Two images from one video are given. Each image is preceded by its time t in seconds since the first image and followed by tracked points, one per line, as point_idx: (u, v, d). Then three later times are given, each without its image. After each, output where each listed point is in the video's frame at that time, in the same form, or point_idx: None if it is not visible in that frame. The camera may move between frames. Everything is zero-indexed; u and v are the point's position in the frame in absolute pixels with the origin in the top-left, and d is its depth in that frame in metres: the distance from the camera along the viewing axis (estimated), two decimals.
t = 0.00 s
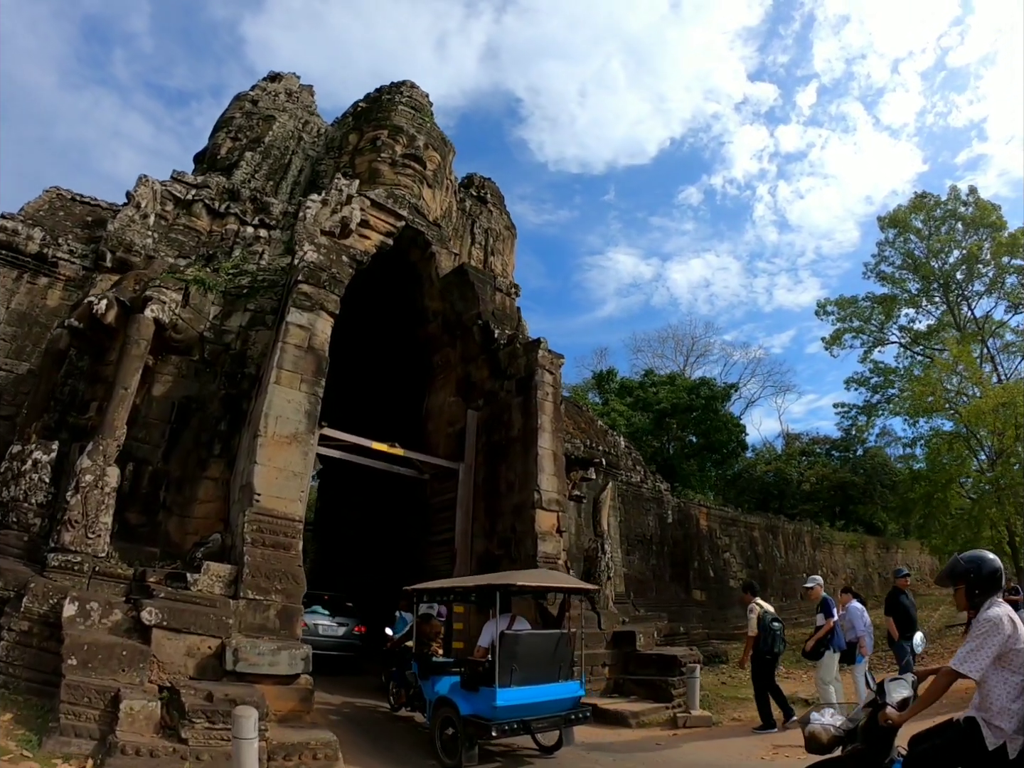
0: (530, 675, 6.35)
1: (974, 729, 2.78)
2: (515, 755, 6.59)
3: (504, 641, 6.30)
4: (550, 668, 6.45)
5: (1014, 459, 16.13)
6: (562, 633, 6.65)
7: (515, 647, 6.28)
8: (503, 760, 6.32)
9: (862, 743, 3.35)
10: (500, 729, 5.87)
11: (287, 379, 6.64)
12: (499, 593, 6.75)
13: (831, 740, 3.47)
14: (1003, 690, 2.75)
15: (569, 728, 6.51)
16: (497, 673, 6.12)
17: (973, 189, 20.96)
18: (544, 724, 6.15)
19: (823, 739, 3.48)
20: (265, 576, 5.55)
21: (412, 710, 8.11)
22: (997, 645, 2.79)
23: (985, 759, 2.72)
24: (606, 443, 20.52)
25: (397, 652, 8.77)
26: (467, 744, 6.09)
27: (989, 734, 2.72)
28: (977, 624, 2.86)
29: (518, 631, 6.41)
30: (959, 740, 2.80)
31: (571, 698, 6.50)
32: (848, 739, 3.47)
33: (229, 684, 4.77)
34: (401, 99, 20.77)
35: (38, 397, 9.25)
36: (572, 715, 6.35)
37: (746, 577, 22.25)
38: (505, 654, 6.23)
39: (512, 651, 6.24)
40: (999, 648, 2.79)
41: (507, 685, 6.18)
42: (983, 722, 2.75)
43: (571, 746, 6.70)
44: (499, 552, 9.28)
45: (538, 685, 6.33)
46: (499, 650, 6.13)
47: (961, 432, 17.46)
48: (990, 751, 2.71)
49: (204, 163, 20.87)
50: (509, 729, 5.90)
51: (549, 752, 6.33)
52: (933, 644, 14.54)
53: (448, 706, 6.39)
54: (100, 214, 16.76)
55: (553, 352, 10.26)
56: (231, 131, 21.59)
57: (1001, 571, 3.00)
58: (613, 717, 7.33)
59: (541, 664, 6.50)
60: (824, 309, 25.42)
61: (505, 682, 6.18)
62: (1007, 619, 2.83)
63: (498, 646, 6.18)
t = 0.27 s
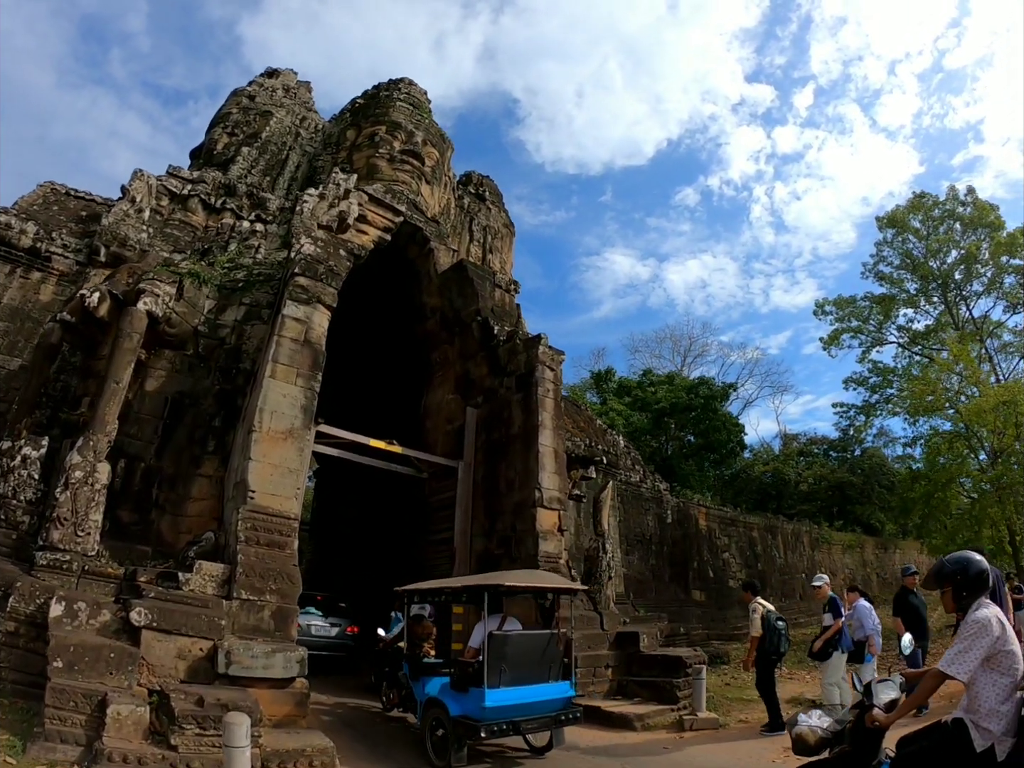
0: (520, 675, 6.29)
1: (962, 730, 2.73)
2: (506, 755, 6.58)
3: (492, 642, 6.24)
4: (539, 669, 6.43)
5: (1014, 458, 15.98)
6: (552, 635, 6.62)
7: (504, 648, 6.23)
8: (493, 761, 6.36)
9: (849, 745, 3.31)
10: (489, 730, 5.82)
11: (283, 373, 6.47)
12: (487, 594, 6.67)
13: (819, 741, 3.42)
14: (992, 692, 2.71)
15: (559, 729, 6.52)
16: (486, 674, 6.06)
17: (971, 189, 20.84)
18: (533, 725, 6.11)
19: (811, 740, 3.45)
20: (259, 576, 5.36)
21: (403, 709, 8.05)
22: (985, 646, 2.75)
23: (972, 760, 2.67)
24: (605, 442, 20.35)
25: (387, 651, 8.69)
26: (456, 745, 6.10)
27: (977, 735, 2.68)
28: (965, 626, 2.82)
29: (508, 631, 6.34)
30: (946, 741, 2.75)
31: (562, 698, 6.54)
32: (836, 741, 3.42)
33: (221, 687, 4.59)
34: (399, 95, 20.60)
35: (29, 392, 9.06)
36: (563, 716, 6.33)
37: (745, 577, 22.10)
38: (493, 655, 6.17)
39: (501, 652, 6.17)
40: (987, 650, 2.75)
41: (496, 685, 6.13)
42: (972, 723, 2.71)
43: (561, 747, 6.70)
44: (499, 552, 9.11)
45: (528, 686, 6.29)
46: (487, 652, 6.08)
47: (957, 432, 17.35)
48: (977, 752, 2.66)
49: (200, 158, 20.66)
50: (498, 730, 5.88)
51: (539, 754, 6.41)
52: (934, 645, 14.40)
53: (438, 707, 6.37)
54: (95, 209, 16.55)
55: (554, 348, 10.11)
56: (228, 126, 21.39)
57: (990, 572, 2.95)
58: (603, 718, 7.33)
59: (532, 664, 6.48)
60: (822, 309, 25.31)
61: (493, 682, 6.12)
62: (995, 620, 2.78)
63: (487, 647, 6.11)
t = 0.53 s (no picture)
0: (514, 676, 6.23)
1: (954, 735, 2.69)
2: (503, 761, 6.39)
3: (487, 643, 6.19)
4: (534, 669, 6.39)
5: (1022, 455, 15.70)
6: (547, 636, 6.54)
7: (498, 649, 6.17)
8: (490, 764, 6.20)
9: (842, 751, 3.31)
10: (484, 731, 5.73)
11: (282, 368, 6.27)
12: (481, 595, 6.43)
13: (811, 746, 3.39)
14: (984, 697, 2.67)
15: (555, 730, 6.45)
16: (479, 675, 6.00)
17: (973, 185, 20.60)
18: (529, 726, 6.03)
19: (803, 744, 3.43)
20: (258, 577, 5.17)
21: (401, 712, 7.92)
22: (978, 650, 2.69)
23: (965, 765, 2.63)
24: (608, 440, 20.13)
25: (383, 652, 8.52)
26: (450, 746, 5.99)
27: (969, 740, 2.63)
28: (958, 629, 2.76)
29: (503, 632, 6.27)
30: (937, 746, 2.71)
31: (557, 699, 6.47)
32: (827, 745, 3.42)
33: (218, 693, 4.39)
34: (400, 90, 20.40)
35: (22, 390, 8.86)
36: (559, 717, 6.25)
37: (750, 576, 21.88)
38: (488, 655, 6.08)
39: (496, 653, 6.10)
40: (980, 654, 2.69)
41: (491, 686, 6.05)
42: (963, 727, 2.67)
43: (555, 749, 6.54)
44: (504, 551, 8.90)
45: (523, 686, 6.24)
46: (481, 652, 6.01)
47: (960, 428, 17.12)
48: (969, 757, 2.62)
49: (199, 155, 20.46)
50: (492, 731, 5.79)
51: (534, 755, 6.27)
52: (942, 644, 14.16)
53: (432, 707, 6.26)
54: (92, 205, 16.35)
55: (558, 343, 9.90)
56: (227, 122, 21.21)
57: (983, 574, 2.90)
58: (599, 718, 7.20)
59: (527, 664, 6.42)
60: (825, 306, 25.06)
61: (488, 683, 6.04)
62: (988, 623, 2.73)
63: (482, 647, 6.03)
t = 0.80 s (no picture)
0: (510, 675, 6.05)
1: (944, 737, 2.68)
2: (493, 755, 6.34)
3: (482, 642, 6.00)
4: (531, 669, 6.17)
5: None
6: (543, 636, 6.33)
7: (494, 648, 5.99)
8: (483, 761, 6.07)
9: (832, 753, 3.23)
10: (479, 730, 5.56)
11: (283, 361, 6.10)
12: (476, 593, 6.31)
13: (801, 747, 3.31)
14: (975, 700, 2.65)
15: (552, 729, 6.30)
16: (475, 673, 5.77)
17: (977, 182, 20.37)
18: (524, 725, 5.88)
19: (792, 744, 3.35)
20: (257, 576, 5.00)
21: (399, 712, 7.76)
22: (969, 653, 2.68)
23: None
24: (612, 437, 19.94)
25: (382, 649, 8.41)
26: (446, 744, 5.82)
27: (960, 744, 2.63)
28: (949, 631, 2.76)
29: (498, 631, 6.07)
30: (926, 747, 2.71)
31: (552, 698, 6.29)
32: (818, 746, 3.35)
33: (216, 696, 4.22)
34: (402, 85, 20.23)
35: (19, 386, 8.71)
36: (553, 716, 6.06)
37: (754, 575, 21.70)
38: (483, 654, 5.90)
39: (490, 652, 5.90)
40: (971, 656, 2.68)
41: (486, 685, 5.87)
42: (953, 730, 2.66)
43: (558, 750, 6.38)
44: (510, 549, 8.73)
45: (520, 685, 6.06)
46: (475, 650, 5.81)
47: (963, 425, 16.89)
48: (960, 760, 2.61)
49: (200, 150, 20.31)
50: (488, 730, 5.61)
51: (530, 754, 6.19)
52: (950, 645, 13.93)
53: (428, 706, 6.11)
54: (92, 200, 16.21)
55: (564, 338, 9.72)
56: (228, 117, 21.07)
57: (973, 578, 2.92)
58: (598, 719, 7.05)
59: (524, 663, 6.23)
60: (828, 304, 24.83)
61: (483, 682, 5.86)
62: (980, 626, 2.72)
63: (477, 647, 5.82)
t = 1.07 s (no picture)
0: (504, 675, 5.95)
1: (934, 740, 2.72)
2: (486, 754, 6.20)
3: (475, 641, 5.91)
4: (525, 668, 6.06)
5: None
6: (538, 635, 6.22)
7: (489, 647, 5.87)
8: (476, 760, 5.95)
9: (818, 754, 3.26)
10: (472, 728, 5.44)
11: (286, 352, 5.92)
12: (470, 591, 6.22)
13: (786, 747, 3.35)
14: (964, 704, 2.69)
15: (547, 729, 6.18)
16: (469, 672, 5.69)
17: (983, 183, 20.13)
18: (518, 724, 5.75)
19: (781, 744, 3.41)
20: (257, 574, 4.82)
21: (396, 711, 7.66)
22: (958, 657, 2.72)
23: None
24: (617, 436, 19.73)
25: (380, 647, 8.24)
26: (440, 743, 5.70)
27: (949, 747, 2.66)
28: (939, 635, 2.79)
29: (492, 630, 5.97)
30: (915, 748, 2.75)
31: (547, 698, 6.16)
32: (807, 748, 3.38)
33: (213, 699, 4.03)
34: (407, 80, 20.06)
35: (16, 377, 8.53)
36: (547, 715, 5.94)
37: (758, 576, 21.49)
38: (477, 653, 5.80)
39: (484, 650, 5.80)
40: (961, 660, 2.72)
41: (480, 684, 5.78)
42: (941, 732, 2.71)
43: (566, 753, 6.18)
44: (515, 548, 8.53)
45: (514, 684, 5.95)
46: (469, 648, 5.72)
47: (966, 427, 16.66)
48: (949, 763, 2.65)
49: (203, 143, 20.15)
50: (481, 729, 5.49)
51: (525, 753, 6.09)
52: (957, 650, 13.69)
53: (423, 704, 6.00)
54: (93, 192, 16.06)
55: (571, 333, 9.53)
56: (232, 111, 20.94)
57: (964, 581, 2.93)
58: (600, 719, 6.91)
59: (517, 663, 6.11)
60: (832, 304, 24.59)
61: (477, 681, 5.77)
62: (970, 630, 2.75)
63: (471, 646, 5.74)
